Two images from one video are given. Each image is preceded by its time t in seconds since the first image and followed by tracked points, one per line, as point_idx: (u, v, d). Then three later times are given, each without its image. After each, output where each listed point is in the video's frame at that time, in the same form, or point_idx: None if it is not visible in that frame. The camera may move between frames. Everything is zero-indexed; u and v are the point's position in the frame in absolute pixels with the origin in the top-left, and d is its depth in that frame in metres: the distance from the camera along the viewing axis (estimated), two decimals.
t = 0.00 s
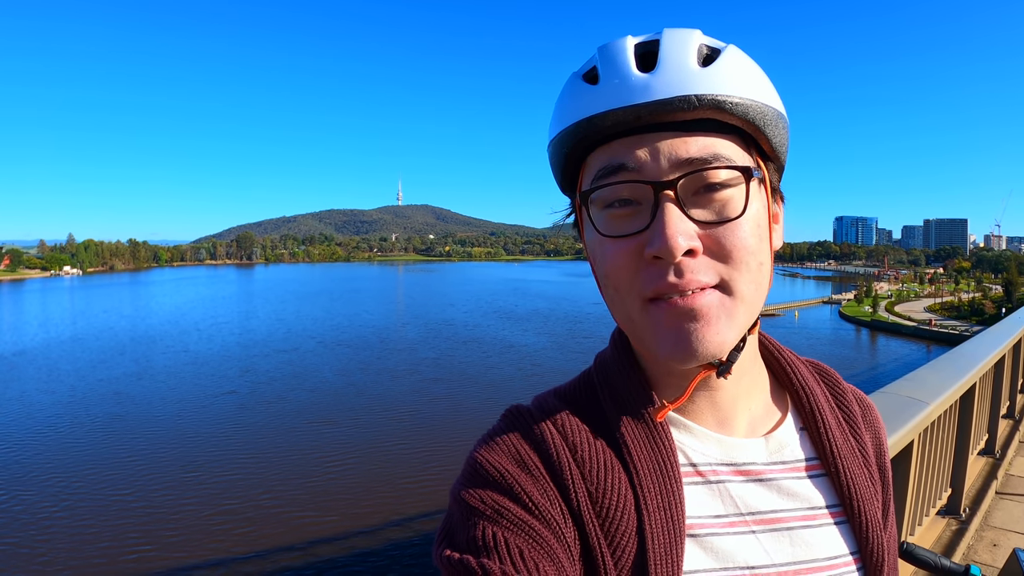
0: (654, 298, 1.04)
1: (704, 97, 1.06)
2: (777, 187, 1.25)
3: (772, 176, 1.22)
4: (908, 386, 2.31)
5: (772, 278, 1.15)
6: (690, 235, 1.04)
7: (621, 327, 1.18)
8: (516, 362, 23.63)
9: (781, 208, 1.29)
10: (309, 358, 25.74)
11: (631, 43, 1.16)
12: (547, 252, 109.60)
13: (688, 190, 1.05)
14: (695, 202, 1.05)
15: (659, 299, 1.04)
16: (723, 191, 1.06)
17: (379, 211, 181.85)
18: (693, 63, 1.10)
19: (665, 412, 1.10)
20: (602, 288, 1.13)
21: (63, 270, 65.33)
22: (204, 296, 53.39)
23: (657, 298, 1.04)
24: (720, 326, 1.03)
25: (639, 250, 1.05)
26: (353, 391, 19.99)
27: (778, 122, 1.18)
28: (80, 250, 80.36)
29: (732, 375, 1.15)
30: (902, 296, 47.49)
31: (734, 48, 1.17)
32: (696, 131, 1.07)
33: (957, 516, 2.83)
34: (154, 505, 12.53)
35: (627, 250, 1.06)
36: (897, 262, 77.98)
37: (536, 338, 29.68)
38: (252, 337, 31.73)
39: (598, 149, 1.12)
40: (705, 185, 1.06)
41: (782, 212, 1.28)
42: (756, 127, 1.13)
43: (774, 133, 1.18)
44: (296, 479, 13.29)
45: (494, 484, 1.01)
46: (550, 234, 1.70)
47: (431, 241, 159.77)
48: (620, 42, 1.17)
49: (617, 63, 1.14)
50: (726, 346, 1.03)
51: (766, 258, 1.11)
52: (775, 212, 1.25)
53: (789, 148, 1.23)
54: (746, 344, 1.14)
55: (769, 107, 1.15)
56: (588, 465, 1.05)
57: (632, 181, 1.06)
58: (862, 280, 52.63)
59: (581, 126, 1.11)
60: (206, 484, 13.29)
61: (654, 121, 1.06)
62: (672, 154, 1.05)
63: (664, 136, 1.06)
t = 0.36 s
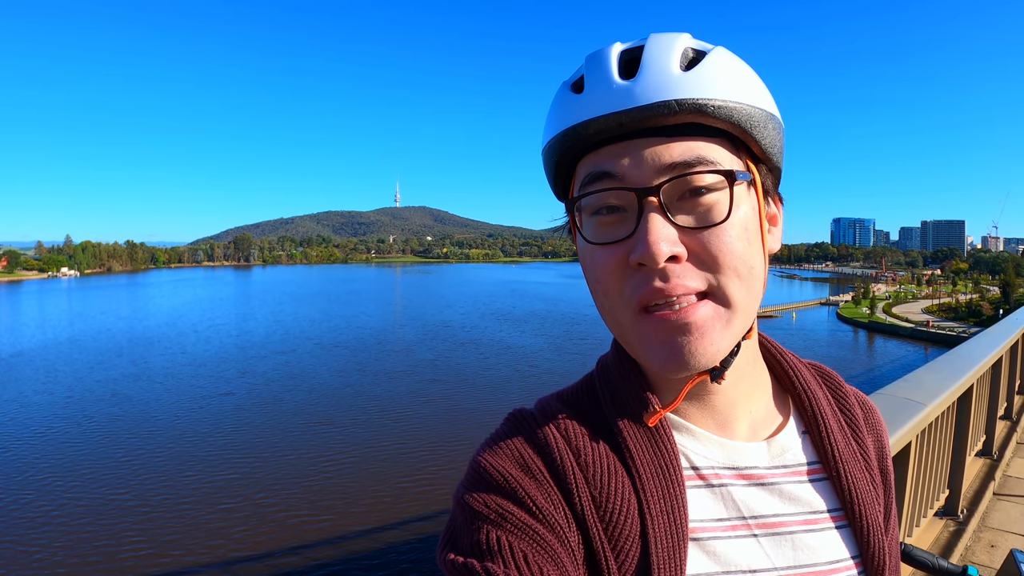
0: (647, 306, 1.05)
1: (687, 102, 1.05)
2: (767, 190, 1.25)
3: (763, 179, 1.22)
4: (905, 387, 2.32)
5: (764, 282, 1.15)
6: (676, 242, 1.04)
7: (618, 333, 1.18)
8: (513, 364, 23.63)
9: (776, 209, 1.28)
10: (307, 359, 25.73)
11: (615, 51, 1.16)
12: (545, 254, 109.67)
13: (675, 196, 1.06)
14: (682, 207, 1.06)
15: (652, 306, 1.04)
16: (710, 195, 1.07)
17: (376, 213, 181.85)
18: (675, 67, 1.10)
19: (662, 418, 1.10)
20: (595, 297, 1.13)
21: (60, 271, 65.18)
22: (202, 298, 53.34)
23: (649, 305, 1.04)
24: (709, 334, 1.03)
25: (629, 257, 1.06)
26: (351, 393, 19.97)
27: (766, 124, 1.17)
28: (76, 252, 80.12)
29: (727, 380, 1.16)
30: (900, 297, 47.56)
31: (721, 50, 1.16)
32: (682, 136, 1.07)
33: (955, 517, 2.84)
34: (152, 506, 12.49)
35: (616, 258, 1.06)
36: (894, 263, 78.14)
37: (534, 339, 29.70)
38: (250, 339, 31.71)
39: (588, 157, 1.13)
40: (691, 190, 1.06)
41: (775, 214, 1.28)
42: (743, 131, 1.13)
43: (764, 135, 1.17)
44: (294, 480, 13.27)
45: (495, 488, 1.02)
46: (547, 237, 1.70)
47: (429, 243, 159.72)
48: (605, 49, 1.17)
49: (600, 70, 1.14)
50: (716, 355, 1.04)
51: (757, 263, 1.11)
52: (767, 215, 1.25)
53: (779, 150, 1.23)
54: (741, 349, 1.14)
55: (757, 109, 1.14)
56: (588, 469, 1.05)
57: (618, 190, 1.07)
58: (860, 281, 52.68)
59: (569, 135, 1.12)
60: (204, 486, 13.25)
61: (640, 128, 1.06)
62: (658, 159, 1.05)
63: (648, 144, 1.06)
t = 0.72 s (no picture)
0: (644, 310, 1.05)
1: (686, 105, 1.04)
2: (765, 190, 1.24)
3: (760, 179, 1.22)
4: (905, 387, 2.32)
5: (762, 283, 1.14)
6: (675, 246, 1.04)
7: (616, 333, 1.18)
8: (513, 364, 23.63)
9: (773, 209, 1.28)
10: (307, 359, 25.76)
11: (610, 50, 1.16)
12: (545, 254, 109.60)
13: (674, 200, 1.05)
14: (679, 211, 1.06)
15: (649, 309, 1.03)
16: (708, 198, 1.06)
17: (377, 213, 181.90)
18: (674, 69, 1.09)
19: (659, 418, 1.10)
20: (593, 299, 1.13)
21: (61, 272, 65.17)
22: (202, 298, 53.36)
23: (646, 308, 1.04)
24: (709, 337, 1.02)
25: (628, 261, 1.05)
26: (351, 393, 19.99)
27: (765, 125, 1.16)
28: (76, 253, 80.13)
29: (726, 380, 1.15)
30: (901, 297, 47.50)
31: (718, 50, 1.16)
32: (681, 138, 1.06)
33: (955, 517, 2.84)
34: (152, 505, 12.50)
35: (614, 263, 1.06)
36: (894, 263, 78.07)
37: (534, 339, 29.70)
38: (250, 339, 31.73)
39: (584, 161, 1.12)
40: (690, 194, 1.06)
41: (773, 212, 1.28)
42: (741, 131, 1.12)
43: (762, 135, 1.16)
44: (294, 480, 13.29)
45: (493, 489, 1.01)
46: (544, 234, 1.70)
47: (429, 243, 159.76)
48: (600, 49, 1.17)
49: (597, 72, 1.14)
50: (715, 359, 1.03)
51: (756, 266, 1.10)
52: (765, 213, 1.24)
53: (777, 150, 1.22)
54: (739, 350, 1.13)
55: (755, 110, 1.14)
56: (585, 469, 1.05)
57: (615, 194, 1.06)
58: (860, 281, 52.63)
59: (567, 138, 1.11)
60: (203, 485, 13.26)
61: (638, 131, 1.06)
62: (655, 164, 1.05)
63: (646, 147, 1.05)
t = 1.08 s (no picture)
0: (643, 314, 1.04)
1: (685, 112, 1.04)
2: (763, 191, 1.24)
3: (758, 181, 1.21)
4: (905, 386, 2.31)
5: (761, 285, 1.14)
6: (676, 253, 1.03)
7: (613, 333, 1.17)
8: (511, 362, 23.65)
9: (771, 208, 1.28)
10: (306, 357, 25.77)
11: (609, 51, 1.15)
12: (545, 253, 109.58)
13: (673, 205, 1.05)
14: (680, 217, 1.05)
15: (645, 314, 1.04)
16: (709, 204, 1.06)
17: (376, 211, 181.91)
18: (674, 73, 1.09)
19: (658, 420, 1.10)
20: (592, 303, 1.12)
21: (61, 269, 65.11)
22: (201, 295, 53.35)
23: (643, 313, 1.04)
24: (706, 342, 1.03)
25: (627, 267, 1.05)
26: (350, 391, 20.00)
27: (765, 127, 1.16)
28: (74, 251, 79.94)
29: (723, 382, 1.15)
30: (900, 297, 47.62)
31: (719, 49, 1.16)
32: (680, 143, 1.06)
33: (954, 517, 2.84)
34: (150, 502, 12.51)
35: (615, 267, 1.06)
36: (894, 263, 78.13)
37: (534, 338, 29.71)
38: (249, 337, 31.74)
39: (582, 165, 1.12)
40: (690, 200, 1.06)
41: (771, 212, 1.28)
42: (741, 135, 1.12)
43: (762, 138, 1.16)
44: (293, 478, 13.28)
45: (491, 487, 1.01)
46: (543, 233, 1.70)
47: (428, 241, 159.78)
48: (599, 49, 1.17)
49: (596, 73, 1.13)
50: (713, 364, 1.03)
51: (756, 269, 1.10)
52: (763, 214, 1.24)
53: (776, 152, 1.22)
54: (736, 351, 1.14)
55: (755, 114, 1.14)
56: (584, 469, 1.04)
57: (616, 200, 1.05)
58: (859, 281, 52.67)
59: (566, 139, 1.10)
60: (202, 482, 13.25)
61: (637, 137, 1.05)
62: (655, 169, 1.04)
63: (645, 153, 1.05)
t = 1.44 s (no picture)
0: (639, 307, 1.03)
1: (689, 102, 1.02)
2: (763, 184, 1.22)
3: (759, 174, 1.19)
4: (902, 381, 2.30)
5: (759, 277, 1.12)
6: (672, 241, 1.01)
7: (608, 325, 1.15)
8: (508, 359, 23.68)
9: (770, 202, 1.26)
10: (302, 354, 25.76)
11: (612, 40, 1.13)
12: (540, 249, 109.72)
13: (671, 194, 1.03)
14: (677, 206, 1.03)
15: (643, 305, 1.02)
16: (707, 195, 1.04)
17: (371, 208, 181.84)
18: (677, 64, 1.07)
19: (655, 415, 1.07)
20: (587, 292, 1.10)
21: (55, 269, 64.92)
22: (196, 293, 53.22)
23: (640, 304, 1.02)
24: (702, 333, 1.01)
25: (624, 256, 1.03)
26: (346, 388, 20.00)
27: (767, 121, 1.14)
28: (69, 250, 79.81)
29: (720, 376, 1.13)
30: (895, 292, 47.84)
31: (724, 41, 1.14)
32: (682, 133, 1.04)
33: (950, 511, 2.84)
34: (146, 501, 12.48)
35: (612, 257, 1.04)
36: (888, 258, 78.51)
37: (529, 334, 29.74)
38: (245, 334, 31.71)
39: (582, 153, 1.10)
40: (689, 189, 1.04)
41: (771, 205, 1.26)
42: (743, 128, 1.10)
43: (762, 133, 1.14)
44: (290, 475, 13.27)
45: (485, 482, 0.99)
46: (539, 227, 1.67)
47: (424, 238, 159.78)
48: (602, 38, 1.14)
49: (599, 61, 1.11)
50: (709, 355, 1.01)
51: (751, 262, 1.08)
52: (762, 207, 1.22)
53: (777, 145, 1.21)
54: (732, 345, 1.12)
55: (758, 107, 1.12)
56: (579, 464, 1.02)
57: (616, 188, 1.03)
58: (854, 276, 52.90)
59: (566, 128, 1.08)
60: (197, 480, 13.23)
61: (638, 127, 1.03)
62: (654, 158, 1.02)
63: (646, 143, 1.03)
